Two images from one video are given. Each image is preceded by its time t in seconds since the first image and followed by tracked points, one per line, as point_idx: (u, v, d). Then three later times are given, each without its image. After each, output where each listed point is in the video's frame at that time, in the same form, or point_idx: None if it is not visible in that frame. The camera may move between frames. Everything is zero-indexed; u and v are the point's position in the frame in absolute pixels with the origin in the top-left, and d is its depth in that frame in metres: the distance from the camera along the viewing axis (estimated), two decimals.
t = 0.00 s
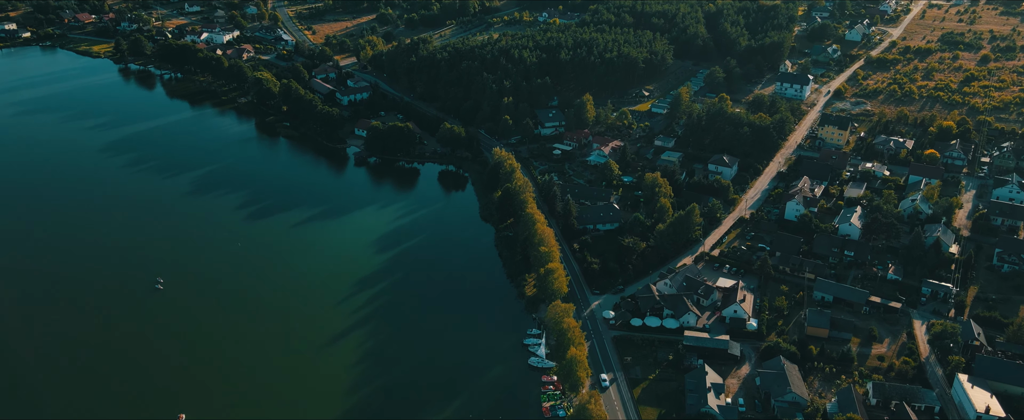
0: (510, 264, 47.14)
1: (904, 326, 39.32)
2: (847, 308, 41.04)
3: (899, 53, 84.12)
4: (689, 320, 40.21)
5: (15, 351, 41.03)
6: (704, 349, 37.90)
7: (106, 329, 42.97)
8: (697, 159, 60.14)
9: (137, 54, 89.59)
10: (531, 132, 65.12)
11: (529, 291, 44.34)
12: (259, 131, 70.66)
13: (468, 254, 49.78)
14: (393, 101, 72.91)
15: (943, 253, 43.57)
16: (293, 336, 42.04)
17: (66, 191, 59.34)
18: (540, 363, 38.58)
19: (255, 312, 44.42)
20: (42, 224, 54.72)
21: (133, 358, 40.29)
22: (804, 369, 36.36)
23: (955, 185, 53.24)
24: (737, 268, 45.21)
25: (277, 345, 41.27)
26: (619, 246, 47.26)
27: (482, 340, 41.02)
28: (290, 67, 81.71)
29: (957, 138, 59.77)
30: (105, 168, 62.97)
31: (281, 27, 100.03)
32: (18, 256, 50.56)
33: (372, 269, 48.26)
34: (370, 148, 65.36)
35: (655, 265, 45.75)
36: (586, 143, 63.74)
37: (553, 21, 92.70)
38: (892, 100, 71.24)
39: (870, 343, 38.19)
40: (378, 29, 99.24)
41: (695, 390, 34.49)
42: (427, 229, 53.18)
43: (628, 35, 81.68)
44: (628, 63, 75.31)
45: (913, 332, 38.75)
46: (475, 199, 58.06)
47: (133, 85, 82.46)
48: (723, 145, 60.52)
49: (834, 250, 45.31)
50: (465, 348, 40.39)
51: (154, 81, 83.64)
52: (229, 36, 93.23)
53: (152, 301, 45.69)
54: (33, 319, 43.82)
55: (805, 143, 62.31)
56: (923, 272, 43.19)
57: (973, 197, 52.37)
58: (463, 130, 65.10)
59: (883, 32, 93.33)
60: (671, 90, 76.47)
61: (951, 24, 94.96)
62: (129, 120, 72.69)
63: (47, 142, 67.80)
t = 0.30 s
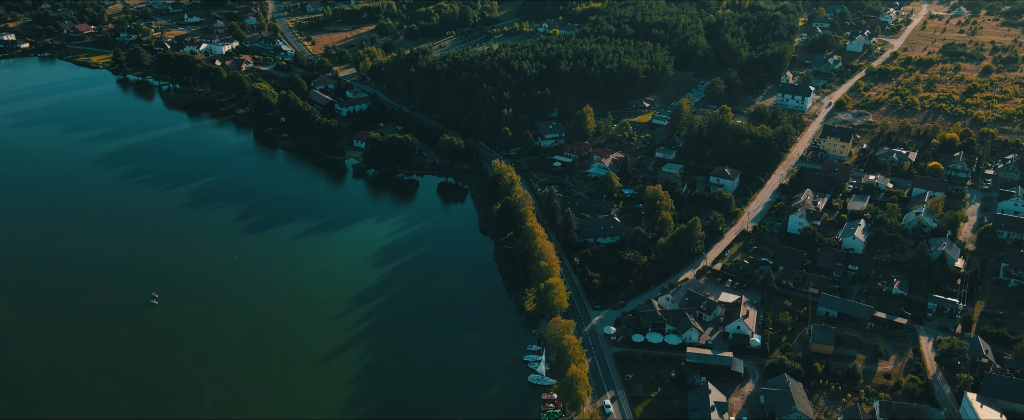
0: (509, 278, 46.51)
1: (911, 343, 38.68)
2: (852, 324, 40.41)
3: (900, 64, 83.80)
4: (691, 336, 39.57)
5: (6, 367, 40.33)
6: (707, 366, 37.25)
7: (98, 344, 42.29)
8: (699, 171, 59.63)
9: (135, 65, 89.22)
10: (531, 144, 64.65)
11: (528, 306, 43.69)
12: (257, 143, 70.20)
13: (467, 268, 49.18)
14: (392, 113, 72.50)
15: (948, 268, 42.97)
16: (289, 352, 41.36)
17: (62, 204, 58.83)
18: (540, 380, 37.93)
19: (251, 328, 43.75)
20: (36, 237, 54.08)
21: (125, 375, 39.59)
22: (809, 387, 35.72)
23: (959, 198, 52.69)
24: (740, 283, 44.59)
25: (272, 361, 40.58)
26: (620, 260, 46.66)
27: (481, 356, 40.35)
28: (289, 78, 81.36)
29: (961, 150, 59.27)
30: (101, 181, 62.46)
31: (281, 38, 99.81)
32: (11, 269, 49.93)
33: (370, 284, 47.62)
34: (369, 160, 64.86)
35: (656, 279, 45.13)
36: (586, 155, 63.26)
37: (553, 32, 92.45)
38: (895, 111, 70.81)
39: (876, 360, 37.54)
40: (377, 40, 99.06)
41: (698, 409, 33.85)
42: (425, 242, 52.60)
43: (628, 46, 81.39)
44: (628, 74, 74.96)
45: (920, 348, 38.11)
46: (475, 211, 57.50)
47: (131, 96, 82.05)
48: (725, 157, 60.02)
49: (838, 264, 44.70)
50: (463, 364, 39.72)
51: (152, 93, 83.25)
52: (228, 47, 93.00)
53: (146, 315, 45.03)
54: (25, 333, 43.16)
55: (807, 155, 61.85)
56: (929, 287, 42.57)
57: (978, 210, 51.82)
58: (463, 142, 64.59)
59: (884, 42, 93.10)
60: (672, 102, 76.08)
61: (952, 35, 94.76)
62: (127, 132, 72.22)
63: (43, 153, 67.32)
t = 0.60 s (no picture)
0: (509, 294, 45.91)
1: (917, 361, 38.03)
2: (857, 341, 39.75)
3: (902, 76, 83.48)
4: (693, 353, 38.93)
5: None
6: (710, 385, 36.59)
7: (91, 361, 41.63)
8: (700, 185, 59.10)
9: (134, 77, 89.01)
10: (531, 157, 64.17)
11: (528, 322, 43.05)
12: (255, 156, 69.75)
13: (466, 283, 48.56)
14: (391, 125, 72.08)
15: (954, 283, 42.33)
16: (285, 370, 40.70)
17: (57, 217, 58.28)
18: (540, 399, 37.27)
19: (246, 345, 43.07)
20: (31, 251, 53.52)
21: (118, 394, 38.92)
22: (815, 406, 35.06)
23: (964, 212, 52.10)
24: (742, 299, 43.97)
25: (268, 380, 39.95)
26: (622, 276, 46.05)
27: (480, 374, 39.65)
28: (287, 90, 81.06)
29: (965, 163, 58.73)
30: (97, 194, 61.97)
31: (280, 50, 99.64)
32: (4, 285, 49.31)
33: (367, 300, 46.99)
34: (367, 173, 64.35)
35: (657, 295, 44.50)
36: (586, 169, 62.78)
37: (553, 44, 92.18)
38: (896, 124, 70.39)
39: (882, 378, 36.89)
40: (377, 52, 98.90)
41: None
42: (424, 257, 52.01)
43: (628, 58, 81.07)
44: (629, 87, 74.57)
45: (926, 367, 37.48)
46: (474, 225, 56.93)
47: (129, 108, 81.74)
48: (726, 170, 59.52)
49: (843, 280, 44.08)
50: (462, 382, 39.03)
51: (150, 105, 82.93)
52: (227, 59, 92.80)
53: (140, 332, 44.38)
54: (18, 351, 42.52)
55: (809, 169, 61.35)
56: (935, 304, 41.94)
57: (983, 224, 51.24)
58: (462, 155, 64.09)
59: (885, 55, 92.89)
60: (672, 114, 75.69)
61: (953, 47, 94.53)
62: (124, 144, 71.82)
63: (39, 166, 66.86)
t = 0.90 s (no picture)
0: (509, 311, 45.22)
1: (924, 380, 37.36)
2: (863, 359, 39.08)
3: (903, 88, 83.09)
4: (696, 372, 38.26)
5: None
6: (714, 404, 35.91)
7: (83, 379, 40.80)
8: (701, 198, 58.56)
9: (132, 90, 88.60)
10: (530, 170, 63.66)
11: (527, 339, 42.37)
12: (253, 169, 69.22)
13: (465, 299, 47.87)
14: (390, 138, 71.62)
15: (961, 300, 41.71)
16: (281, 389, 39.93)
17: (52, 231, 57.61)
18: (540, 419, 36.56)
19: (241, 362, 42.31)
20: (24, 266, 52.78)
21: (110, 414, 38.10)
22: None
23: (969, 226, 51.51)
24: (746, 315, 43.29)
25: (263, 399, 39.15)
26: (622, 292, 45.40)
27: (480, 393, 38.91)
28: (286, 103, 80.66)
29: (969, 177, 58.21)
30: (93, 207, 61.35)
31: (279, 62, 99.37)
32: None
33: (365, 316, 46.20)
34: (366, 187, 63.80)
35: (659, 312, 43.82)
36: (587, 182, 62.23)
37: (553, 56, 91.85)
38: (899, 137, 69.91)
39: (889, 398, 36.21)
40: (376, 64, 98.66)
41: None
42: (423, 272, 51.34)
43: (628, 70, 80.70)
44: (629, 99, 74.16)
45: (934, 386, 36.81)
46: (473, 239, 56.32)
47: (127, 120, 81.26)
48: (728, 184, 58.99)
49: (847, 296, 43.44)
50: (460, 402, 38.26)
51: (148, 117, 82.52)
52: (225, 71, 92.47)
53: (134, 348, 43.61)
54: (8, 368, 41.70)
55: (811, 182, 60.80)
56: (941, 321, 41.29)
57: (988, 239, 50.65)
58: (461, 168, 63.57)
59: (886, 67, 92.61)
60: (673, 127, 75.23)
61: (954, 60, 94.27)
62: (120, 157, 71.23)
63: (35, 180, 66.30)
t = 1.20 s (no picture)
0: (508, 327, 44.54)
1: (932, 399, 36.70)
2: (869, 377, 38.41)
3: (905, 100, 82.73)
4: (699, 390, 37.57)
5: None
6: None
7: (74, 397, 40.03)
8: (703, 212, 57.99)
9: (130, 102, 88.31)
10: (530, 183, 63.13)
11: (527, 356, 41.65)
12: (251, 182, 68.69)
13: (464, 315, 47.20)
14: (389, 151, 71.16)
15: (968, 317, 41.07)
16: (276, 407, 39.16)
17: (47, 246, 56.99)
18: None
19: (236, 379, 41.56)
20: (18, 281, 52.15)
21: None
22: None
23: (974, 240, 50.91)
24: (749, 332, 42.61)
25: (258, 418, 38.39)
26: (623, 308, 44.73)
27: (479, 412, 38.19)
28: (285, 115, 80.27)
29: (973, 190, 57.68)
30: (89, 221, 60.79)
31: (279, 74, 99.16)
32: None
33: (362, 333, 45.47)
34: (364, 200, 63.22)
35: (661, 328, 43.13)
36: (587, 195, 61.69)
37: (553, 68, 91.57)
38: (901, 150, 69.45)
39: (896, 418, 35.53)
40: (376, 76, 98.42)
41: None
42: (421, 287, 50.70)
43: (629, 83, 80.36)
44: (629, 112, 73.77)
45: (942, 405, 36.14)
46: (472, 254, 55.70)
47: (125, 132, 80.84)
48: (730, 197, 58.44)
49: (852, 312, 42.79)
50: None
51: (147, 129, 82.13)
52: (224, 83, 92.23)
53: (127, 365, 42.87)
54: None
55: (813, 195, 60.26)
56: (948, 338, 40.64)
57: (993, 253, 50.05)
58: (461, 182, 63.03)
59: (887, 79, 92.33)
60: (674, 140, 74.81)
61: (956, 72, 94.00)
62: (118, 170, 70.76)
63: (31, 193, 65.74)
